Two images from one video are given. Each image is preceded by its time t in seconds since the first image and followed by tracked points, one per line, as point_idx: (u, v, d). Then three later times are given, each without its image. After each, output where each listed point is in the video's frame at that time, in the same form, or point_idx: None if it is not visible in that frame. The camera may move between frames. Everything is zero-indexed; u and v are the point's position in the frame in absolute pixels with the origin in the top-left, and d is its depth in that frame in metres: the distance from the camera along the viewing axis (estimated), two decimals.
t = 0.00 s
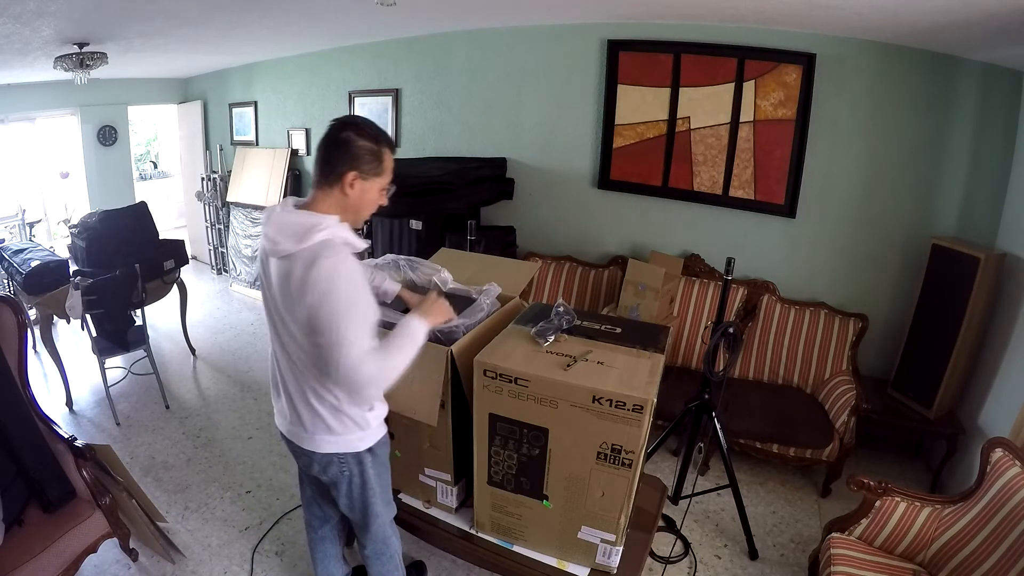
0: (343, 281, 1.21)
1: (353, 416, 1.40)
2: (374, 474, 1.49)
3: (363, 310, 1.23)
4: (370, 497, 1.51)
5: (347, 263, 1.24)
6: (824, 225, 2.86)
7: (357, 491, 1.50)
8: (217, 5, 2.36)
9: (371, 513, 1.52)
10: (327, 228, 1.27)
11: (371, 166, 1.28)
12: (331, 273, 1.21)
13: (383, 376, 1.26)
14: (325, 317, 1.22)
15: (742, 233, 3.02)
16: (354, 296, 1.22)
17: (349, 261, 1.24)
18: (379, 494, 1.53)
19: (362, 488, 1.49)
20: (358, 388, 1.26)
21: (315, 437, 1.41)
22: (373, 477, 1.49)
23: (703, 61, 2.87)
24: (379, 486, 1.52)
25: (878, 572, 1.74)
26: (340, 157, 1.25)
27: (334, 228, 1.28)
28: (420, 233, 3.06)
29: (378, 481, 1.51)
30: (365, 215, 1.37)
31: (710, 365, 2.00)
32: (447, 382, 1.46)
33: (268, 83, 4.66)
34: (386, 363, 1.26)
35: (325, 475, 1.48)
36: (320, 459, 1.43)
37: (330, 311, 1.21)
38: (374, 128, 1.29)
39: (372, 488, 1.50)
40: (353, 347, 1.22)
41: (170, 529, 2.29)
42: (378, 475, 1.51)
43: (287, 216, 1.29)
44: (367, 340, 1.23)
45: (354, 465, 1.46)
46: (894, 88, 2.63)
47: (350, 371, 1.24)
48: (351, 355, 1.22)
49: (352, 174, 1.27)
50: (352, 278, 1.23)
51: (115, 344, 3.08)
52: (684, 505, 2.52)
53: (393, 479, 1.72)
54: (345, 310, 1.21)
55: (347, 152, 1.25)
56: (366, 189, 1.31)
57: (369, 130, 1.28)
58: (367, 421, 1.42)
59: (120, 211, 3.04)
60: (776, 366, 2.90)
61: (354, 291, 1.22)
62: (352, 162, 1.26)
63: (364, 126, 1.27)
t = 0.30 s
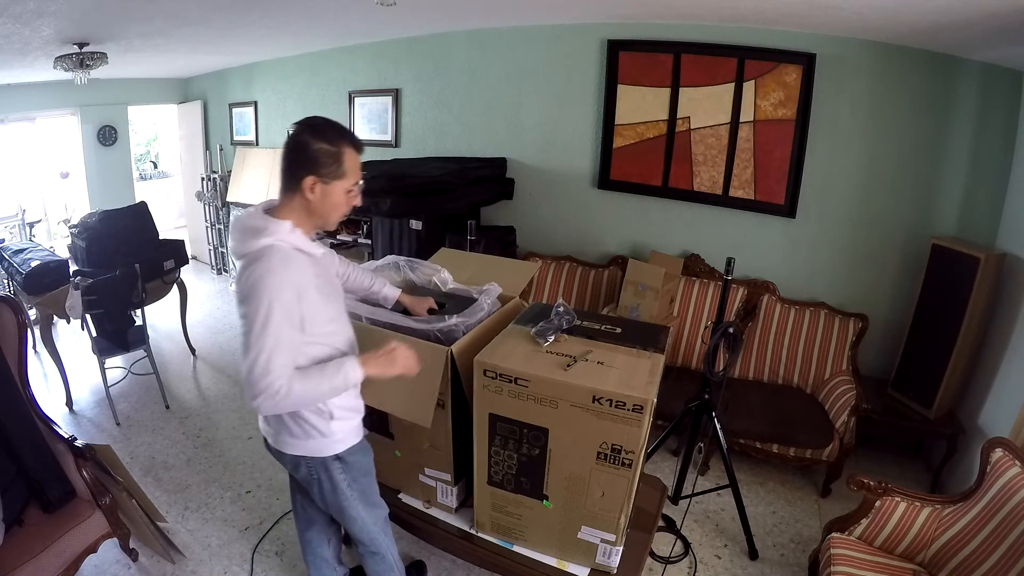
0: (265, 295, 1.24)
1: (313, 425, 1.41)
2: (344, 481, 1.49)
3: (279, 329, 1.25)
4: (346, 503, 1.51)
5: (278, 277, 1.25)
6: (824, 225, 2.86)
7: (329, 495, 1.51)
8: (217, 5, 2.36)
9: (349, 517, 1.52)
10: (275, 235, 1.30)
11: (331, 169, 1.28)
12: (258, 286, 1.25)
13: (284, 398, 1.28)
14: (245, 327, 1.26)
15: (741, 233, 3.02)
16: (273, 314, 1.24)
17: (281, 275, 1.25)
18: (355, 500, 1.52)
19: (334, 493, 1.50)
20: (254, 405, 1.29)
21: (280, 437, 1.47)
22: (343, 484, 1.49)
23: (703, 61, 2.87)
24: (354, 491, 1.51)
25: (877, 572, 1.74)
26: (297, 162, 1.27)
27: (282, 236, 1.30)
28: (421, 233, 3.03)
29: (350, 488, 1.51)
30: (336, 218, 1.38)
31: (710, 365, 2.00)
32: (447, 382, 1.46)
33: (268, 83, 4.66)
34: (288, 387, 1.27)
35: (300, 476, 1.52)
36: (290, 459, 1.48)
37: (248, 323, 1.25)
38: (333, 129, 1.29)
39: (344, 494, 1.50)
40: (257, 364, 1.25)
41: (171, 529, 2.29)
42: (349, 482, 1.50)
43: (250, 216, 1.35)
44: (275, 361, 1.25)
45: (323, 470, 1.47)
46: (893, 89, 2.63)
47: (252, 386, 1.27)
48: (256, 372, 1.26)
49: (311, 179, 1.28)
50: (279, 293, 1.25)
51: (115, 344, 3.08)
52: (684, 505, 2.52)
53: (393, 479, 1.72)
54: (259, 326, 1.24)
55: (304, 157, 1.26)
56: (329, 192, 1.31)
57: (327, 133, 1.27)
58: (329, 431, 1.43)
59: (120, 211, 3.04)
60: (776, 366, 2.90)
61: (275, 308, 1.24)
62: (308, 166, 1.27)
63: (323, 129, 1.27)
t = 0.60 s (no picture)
0: (241, 293, 1.24)
1: (299, 426, 1.40)
2: (332, 483, 1.50)
3: (254, 330, 1.25)
4: (334, 505, 1.52)
5: (255, 276, 1.25)
6: (824, 225, 2.86)
7: (317, 496, 1.52)
8: (217, 5, 2.36)
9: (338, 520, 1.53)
10: (254, 235, 1.31)
11: (273, 164, 1.27)
12: (235, 285, 1.25)
13: (259, 401, 1.26)
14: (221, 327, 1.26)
15: (741, 233, 3.02)
16: (249, 314, 1.24)
17: (257, 274, 1.26)
18: (344, 503, 1.53)
19: (322, 494, 1.51)
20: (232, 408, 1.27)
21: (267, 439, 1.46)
22: (330, 487, 1.50)
23: (703, 61, 2.87)
24: (342, 494, 1.52)
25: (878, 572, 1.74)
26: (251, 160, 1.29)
27: (262, 236, 1.31)
28: (421, 233, 3.03)
29: (338, 490, 1.51)
30: (300, 216, 1.34)
31: (710, 365, 2.00)
32: (447, 382, 1.46)
33: (268, 83, 4.66)
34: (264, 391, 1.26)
35: (290, 475, 1.54)
36: (280, 457, 1.50)
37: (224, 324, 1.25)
38: (284, 124, 1.26)
39: (332, 497, 1.51)
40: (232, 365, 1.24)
41: (171, 529, 2.29)
42: (337, 484, 1.51)
43: (237, 217, 1.37)
44: (250, 362, 1.24)
45: (311, 471, 1.48)
46: (892, 89, 2.63)
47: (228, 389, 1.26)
48: (232, 375, 1.24)
49: (261, 177, 1.29)
50: (256, 293, 1.25)
51: (115, 344, 3.08)
52: (684, 505, 2.51)
53: (393, 478, 1.72)
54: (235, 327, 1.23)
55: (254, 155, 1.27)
56: (280, 189, 1.30)
57: (274, 127, 1.25)
58: (315, 433, 1.42)
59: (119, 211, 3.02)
60: (776, 366, 2.90)
61: (251, 308, 1.24)
62: (259, 164, 1.28)
63: (272, 124, 1.26)
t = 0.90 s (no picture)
0: (230, 296, 1.24)
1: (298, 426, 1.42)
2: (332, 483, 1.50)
3: (247, 333, 1.25)
4: (334, 505, 1.52)
5: (244, 278, 1.25)
6: (824, 225, 2.86)
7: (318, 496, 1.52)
8: (217, 5, 2.36)
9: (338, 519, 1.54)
10: (242, 238, 1.31)
11: (258, 162, 1.29)
12: (224, 290, 1.25)
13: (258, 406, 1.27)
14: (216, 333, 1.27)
15: (741, 233, 3.02)
16: (240, 317, 1.25)
17: (246, 276, 1.26)
18: (344, 503, 1.53)
19: (322, 494, 1.51)
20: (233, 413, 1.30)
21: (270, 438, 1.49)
22: (330, 487, 1.50)
23: (703, 61, 2.87)
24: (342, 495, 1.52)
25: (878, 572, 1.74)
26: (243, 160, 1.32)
27: (250, 238, 1.31)
28: (421, 233, 3.03)
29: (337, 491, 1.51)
30: (285, 215, 1.34)
31: (710, 366, 2.00)
32: (447, 382, 1.46)
33: (268, 83, 4.66)
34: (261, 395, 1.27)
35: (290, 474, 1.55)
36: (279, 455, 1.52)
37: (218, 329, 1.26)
38: (271, 122, 1.28)
39: (331, 497, 1.51)
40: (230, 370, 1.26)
41: (171, 529, 2.29)
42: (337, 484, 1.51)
43: (230, 220, 1.38)
44: (246, 366, 1.25)
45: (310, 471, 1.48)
46: (892, 89, 2.63)
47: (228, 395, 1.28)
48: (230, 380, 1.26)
49: (249, 176, 1.31)
50: (245, 295, 1.25)
51: (115, 344, 3.08)
52: (684, 505, 2.51)
53: (393, 478, 1.72)
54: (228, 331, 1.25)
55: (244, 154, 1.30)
56: (266, 188, 1.31)
57: (261, 126, 1.27)
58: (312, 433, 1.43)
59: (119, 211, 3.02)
60: (776, 366, 2.90)
61: (241, 311, 1.24)
62: (250, 162, 1.30)
63: (261, 123, 1.28)
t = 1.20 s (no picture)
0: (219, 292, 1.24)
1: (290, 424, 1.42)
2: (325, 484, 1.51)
3: (235, 331, 1.25)
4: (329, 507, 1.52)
5: (233, 275, 1.25)
6: (824, 225, 2.86)
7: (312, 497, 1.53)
8: (217, 5, 2.36)
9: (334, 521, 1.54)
10: (234, 234, 1.31)
11: (254, 153, 1.32)
12: (214, 287, 1.25)
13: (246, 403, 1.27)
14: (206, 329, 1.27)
15: (741, 233, 3.02)
16: (229, 314, 1.24)
17: (235, 272, 1.25)
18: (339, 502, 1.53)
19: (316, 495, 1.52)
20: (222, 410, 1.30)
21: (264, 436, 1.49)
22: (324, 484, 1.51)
23: (703, 61, 2.87)
24: (337, 495, 1.53)
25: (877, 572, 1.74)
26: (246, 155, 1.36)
27: (242, 234, 1.31)
28: (421, 233, 3.03)
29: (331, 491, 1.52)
30: (274, 208, 1.33)
31: (710, 366, 2.00)
32: (446, 382, 1.46)
33: (268, 83, 4.66)
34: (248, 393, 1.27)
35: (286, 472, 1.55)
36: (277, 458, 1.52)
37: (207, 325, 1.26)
38: (273, 118, 1.32)
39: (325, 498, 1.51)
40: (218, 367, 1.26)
41: (171, 529, 2.29)
42: (330, 485, 1.51)
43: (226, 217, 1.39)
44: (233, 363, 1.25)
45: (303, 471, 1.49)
46: (891, 89, 2.63)
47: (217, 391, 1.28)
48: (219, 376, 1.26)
49: (246, 168, 1.34)
50: (234, 292, 1.24)
51: (115, 344, 3.08)
52: (684, 505, 2.51)
53: (393, 478, 1.72)
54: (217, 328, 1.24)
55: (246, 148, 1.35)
56: (260, 181, 1.33)
57: (263, 120, 1.32)
58: (302, 432, 1.43)
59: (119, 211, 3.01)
60: (776, 366, 2.90)
61: (230, 308, 1.24)
62: (249, 155, 1.33)
63: (264, 119, 1.33)
